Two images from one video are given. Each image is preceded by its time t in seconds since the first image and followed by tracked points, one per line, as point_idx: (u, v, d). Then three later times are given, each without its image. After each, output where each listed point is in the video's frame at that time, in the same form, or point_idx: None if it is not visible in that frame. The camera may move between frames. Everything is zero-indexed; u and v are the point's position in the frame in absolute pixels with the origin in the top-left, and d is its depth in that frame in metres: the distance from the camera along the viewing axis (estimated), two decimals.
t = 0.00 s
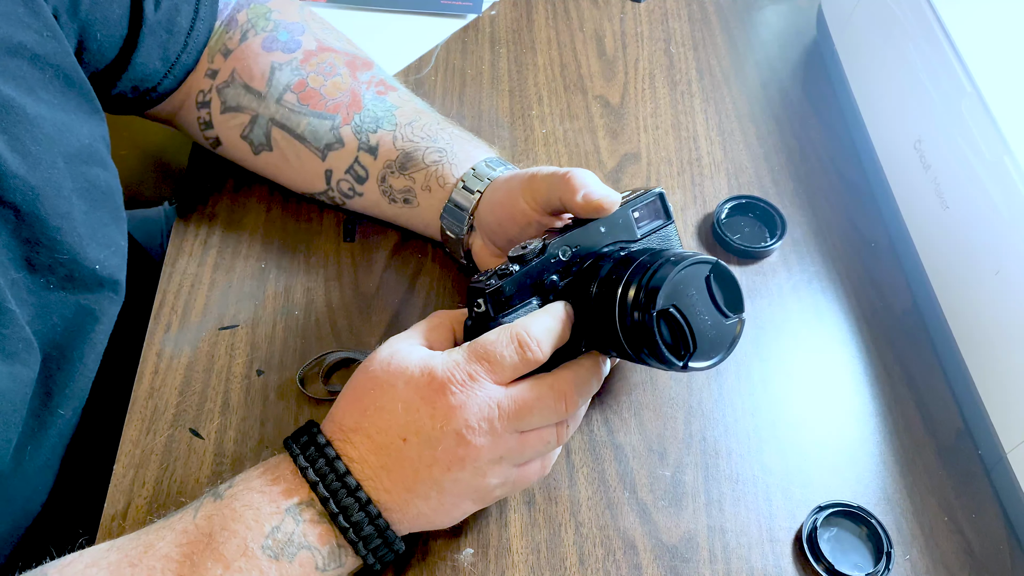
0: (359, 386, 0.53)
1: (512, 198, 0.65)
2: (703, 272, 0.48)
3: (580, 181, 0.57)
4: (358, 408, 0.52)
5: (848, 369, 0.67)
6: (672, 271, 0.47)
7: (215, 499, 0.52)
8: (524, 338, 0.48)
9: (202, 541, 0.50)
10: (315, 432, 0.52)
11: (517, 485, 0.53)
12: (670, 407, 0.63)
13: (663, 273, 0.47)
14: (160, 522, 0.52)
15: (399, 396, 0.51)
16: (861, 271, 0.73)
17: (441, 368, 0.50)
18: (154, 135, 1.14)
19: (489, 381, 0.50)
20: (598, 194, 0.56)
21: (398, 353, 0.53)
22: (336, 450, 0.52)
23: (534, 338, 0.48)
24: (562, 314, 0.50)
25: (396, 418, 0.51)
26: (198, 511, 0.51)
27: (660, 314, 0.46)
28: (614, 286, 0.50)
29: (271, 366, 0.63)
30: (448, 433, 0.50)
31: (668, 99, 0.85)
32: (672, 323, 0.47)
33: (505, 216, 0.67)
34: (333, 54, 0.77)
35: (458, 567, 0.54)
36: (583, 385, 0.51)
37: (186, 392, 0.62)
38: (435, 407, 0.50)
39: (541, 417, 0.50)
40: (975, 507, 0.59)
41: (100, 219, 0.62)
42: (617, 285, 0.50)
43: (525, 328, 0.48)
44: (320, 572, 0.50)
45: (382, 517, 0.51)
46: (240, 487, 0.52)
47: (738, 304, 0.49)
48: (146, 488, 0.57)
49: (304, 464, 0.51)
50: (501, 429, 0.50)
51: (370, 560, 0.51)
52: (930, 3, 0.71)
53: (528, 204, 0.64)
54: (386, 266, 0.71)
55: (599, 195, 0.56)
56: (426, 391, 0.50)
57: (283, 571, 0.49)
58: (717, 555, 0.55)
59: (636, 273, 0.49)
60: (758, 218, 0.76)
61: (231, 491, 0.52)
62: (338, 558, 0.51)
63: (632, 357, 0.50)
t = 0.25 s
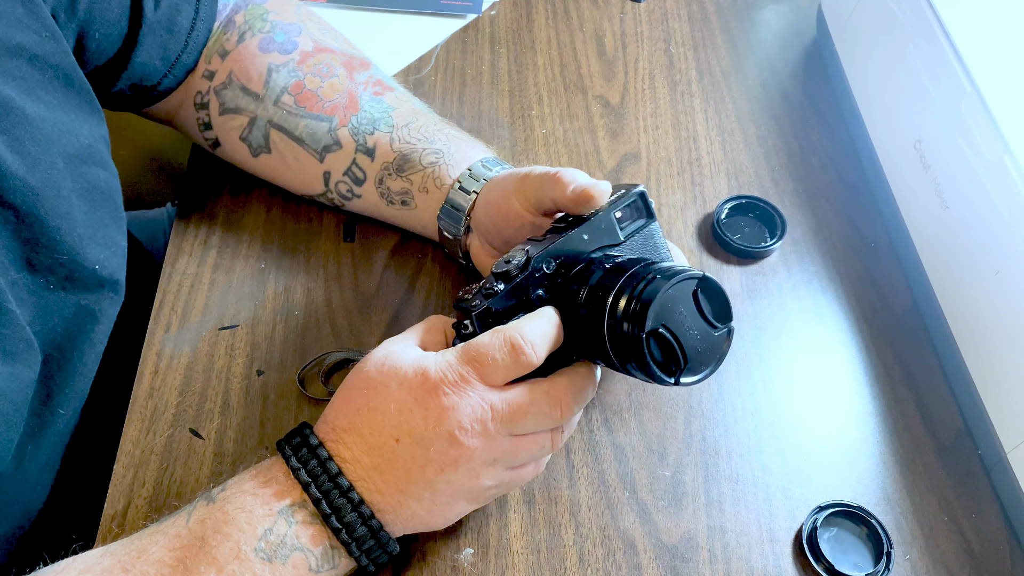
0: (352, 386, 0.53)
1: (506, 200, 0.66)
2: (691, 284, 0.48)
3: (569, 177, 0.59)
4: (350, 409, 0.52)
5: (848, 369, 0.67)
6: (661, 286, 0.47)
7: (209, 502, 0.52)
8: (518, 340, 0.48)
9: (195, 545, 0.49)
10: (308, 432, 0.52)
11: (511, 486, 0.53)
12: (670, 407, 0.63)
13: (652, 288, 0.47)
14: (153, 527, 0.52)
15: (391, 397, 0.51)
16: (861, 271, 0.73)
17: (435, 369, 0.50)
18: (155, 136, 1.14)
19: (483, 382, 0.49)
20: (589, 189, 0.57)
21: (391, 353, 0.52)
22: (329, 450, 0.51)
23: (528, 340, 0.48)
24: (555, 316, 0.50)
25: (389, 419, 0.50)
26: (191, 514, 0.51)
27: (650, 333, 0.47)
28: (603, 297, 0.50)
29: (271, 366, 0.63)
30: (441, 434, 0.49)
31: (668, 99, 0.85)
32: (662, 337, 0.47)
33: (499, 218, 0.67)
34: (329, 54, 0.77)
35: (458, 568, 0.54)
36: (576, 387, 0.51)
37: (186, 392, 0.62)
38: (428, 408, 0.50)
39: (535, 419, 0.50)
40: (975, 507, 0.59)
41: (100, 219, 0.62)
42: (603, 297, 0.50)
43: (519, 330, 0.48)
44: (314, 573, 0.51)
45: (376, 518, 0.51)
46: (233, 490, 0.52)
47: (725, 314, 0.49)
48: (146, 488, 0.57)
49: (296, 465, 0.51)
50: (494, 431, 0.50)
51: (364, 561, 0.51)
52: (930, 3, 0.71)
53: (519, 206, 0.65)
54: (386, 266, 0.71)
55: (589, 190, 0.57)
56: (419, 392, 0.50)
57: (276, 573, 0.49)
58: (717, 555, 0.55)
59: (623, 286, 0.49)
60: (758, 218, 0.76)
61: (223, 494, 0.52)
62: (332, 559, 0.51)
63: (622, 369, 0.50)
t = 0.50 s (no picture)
0: (350, 387, 0.53)
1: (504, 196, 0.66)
2: (690, 269, 0.47)
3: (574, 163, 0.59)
4: (349, 410, 0.52)
5: (848, 369, 0.67)
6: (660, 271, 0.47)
7: (209, 506, 0.52)
8: (512, 335, 0.47)
9: (195, 548, 0.49)
10: (307, 434, 0.52)
11: (512, 485, 0.53)
12: (670, 407, 0.63)
13: (651, 273, 0.47)
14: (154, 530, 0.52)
15: (389, 397, 0.51)
16: (861, 271, 0.73)
17: (431, 369, 0.50)
18: (157, 138, 1.14)
19: (480, 380, 0.49)
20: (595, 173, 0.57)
21: (390, 355, 0.53)
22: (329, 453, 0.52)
23: (525, 337, 0.47)
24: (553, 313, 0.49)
25: (387, 419, 0.51)
26: (191, 518, 0.51)
27: (654, 319, 0.46)
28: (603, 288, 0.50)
29: (271, 366, 0.63)
30: (439, 433, 0.50)
31: (668, 99, 0.85)
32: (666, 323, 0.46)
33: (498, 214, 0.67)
34: (324, 54, 0.77)
35: (458, 568, 0.54)
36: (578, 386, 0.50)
37: (186, 393, 0.62)
38: (426, 408, 0.50)
39: (534, 417, 0.50)
40: (975, 507, 0.59)
41: (96, 222, 0.62)
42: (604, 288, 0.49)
43: (515, 327, 0.47)
44: None
45: (376, 521, 0.51)
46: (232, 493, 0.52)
47: (725, 299, 0.49)
48: (146, 488, 0.57)
49: (295, 468, 0.51)
50: (492, 429, 0.50)
51: (365, 564, 0.51)
52: (929, 2, 0.71)
53: (518, 198, 0.65)
54: (386, 266, 0.71)
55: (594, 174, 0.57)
56: (416, 392, 0.50)
57: None
58: (717, 555, 0.55)
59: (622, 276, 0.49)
60: (758, 218, 0.76)
61: (225, 497, 0.52)
62: (332, 563, 0.51)
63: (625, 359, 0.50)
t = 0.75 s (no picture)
0: (350, 403, 0.52)
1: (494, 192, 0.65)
2: (729, 269, 0.47)
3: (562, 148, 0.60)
4: (347, 427, 0.51)
5: (848, 369, 0.67)
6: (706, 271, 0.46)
7: (212, 516, 0.51)
8: (508, 347, 0.44)
9: (195, 549, 0.50)
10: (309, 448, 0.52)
11: (518, 500, 0.51)
12: (670, 407, 0.63)
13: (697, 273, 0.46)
14: (156, 541, 0.51)
15: (387, 415, 0.50)
16: (861, 271, 0.73)
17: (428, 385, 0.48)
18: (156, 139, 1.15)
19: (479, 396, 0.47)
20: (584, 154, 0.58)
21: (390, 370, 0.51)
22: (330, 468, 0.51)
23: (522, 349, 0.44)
24: (561, 324, 0.47)
25: (385, 437, 0.49)
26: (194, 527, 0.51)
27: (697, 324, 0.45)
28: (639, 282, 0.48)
29: (270, 366, 0.63)
30: (436, 453, 0.48)
31: (668, 99, 0.85)
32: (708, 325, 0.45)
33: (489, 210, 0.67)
34: (317, 55, 0.77)
35: (458, 568, 0.54)
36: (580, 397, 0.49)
37: (186, 393, 0.62)
38: (423, 426, 0.48)
39: (536, 433, 0.48)
40: (975, 507, 0.59)
41: (97, 222, 0.61)
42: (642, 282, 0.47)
43: (512, 338, 0.44)
44: None
45: (377, 537, 0.50)
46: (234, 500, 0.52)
47: (750, 297, 0.49)
48: (146, 488, 0.57)
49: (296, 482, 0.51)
50: (492, 447, 0.47)
51: None
52: (930, 3, 0.71)
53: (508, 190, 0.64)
54: (386, 267, 0.71)
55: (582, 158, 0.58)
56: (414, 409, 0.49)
57: None
58: (717, 555, 0.55)
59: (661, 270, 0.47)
60: (758, 218, 0.76)
61: (225, 509, 0.52)
62: None
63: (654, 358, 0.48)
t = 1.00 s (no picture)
0: (364, 419, 0.52)
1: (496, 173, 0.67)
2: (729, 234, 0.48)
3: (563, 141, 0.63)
4: (362, 442, 0.51)
5: (848, 369, 0.67)
6: (708, 238, 0.47)
7: (220, 526, 0.51)
8: (532, 377, 0.44)
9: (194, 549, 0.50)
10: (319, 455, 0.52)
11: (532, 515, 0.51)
12: (670, 407, 0.63)
13: (701, 243, 0.46)
14: (163, 550, 0.50)
15: (404, 434, 0.49)
16: (861, 271, 0.73)
17: (447, 405, 0.48)
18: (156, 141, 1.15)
19: (499, 421, 0.47)
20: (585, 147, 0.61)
21: (404, 387, 0.51)
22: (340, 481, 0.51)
23: (544, 378, 0.44)
24: (574, 347, 0.48)
25: (402, 456, 0.49)
26: (201, 536, 0.51)
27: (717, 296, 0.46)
28: (644, 264, 0.48)
29: (270, 366, 0.63)
30: (453, 472, 0.48)
31: (668, 99, 0.85)
32: (728, 293, 0.46)
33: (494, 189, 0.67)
34: (316, 51, 0.77)
35: (458, 568, 0.54)
36: (600, 414, 0.48)
37: (186, 393, 0.62)
38: (442, 445, 0.48)
39: (552, 453, 0.47)
40: (975, 507, 0.59)
41: (95, 221, 0.61)
42: (650, 262, 0.48)
43: (535, 367, 0.44)
44: None
45: (382, 543, 0.50)
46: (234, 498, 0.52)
47: (747, 253, 0.50)
48: (146, 488, 0.57)
49: (302, 485, 0.51)
50: (509, 468, 0.47)
51: None
52: (930, 3, 0.71)
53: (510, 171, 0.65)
54: (386, 266, 0.71)
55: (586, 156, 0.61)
56: (431, 428, 0.48)
57: None
58: (717, 555, 0.55)
59: (664, 247, 0.48)
60: (758, 218, 0.76)
61: (236, 518, 0.51)
62: None
63: (683, 335, 0.48)
